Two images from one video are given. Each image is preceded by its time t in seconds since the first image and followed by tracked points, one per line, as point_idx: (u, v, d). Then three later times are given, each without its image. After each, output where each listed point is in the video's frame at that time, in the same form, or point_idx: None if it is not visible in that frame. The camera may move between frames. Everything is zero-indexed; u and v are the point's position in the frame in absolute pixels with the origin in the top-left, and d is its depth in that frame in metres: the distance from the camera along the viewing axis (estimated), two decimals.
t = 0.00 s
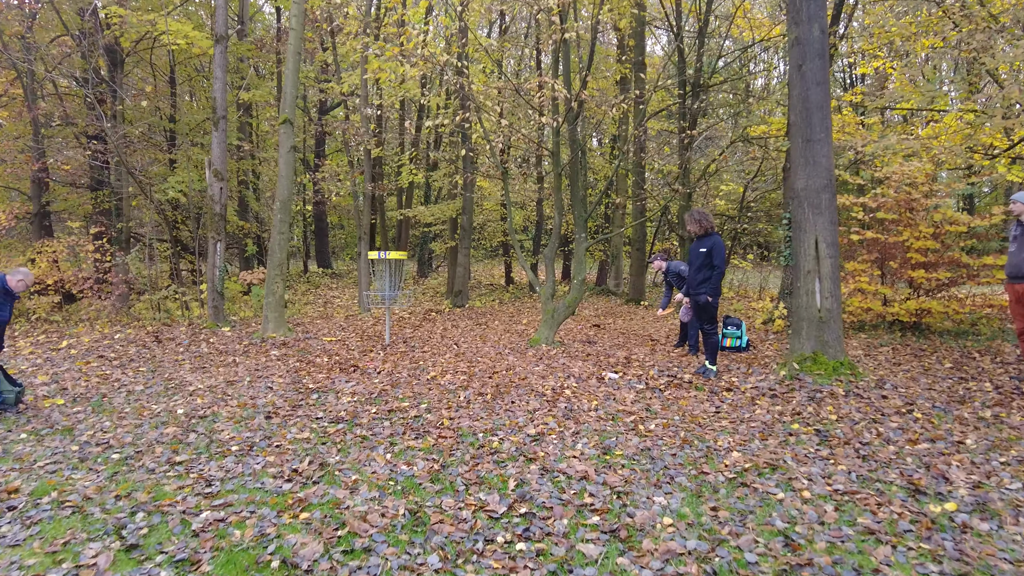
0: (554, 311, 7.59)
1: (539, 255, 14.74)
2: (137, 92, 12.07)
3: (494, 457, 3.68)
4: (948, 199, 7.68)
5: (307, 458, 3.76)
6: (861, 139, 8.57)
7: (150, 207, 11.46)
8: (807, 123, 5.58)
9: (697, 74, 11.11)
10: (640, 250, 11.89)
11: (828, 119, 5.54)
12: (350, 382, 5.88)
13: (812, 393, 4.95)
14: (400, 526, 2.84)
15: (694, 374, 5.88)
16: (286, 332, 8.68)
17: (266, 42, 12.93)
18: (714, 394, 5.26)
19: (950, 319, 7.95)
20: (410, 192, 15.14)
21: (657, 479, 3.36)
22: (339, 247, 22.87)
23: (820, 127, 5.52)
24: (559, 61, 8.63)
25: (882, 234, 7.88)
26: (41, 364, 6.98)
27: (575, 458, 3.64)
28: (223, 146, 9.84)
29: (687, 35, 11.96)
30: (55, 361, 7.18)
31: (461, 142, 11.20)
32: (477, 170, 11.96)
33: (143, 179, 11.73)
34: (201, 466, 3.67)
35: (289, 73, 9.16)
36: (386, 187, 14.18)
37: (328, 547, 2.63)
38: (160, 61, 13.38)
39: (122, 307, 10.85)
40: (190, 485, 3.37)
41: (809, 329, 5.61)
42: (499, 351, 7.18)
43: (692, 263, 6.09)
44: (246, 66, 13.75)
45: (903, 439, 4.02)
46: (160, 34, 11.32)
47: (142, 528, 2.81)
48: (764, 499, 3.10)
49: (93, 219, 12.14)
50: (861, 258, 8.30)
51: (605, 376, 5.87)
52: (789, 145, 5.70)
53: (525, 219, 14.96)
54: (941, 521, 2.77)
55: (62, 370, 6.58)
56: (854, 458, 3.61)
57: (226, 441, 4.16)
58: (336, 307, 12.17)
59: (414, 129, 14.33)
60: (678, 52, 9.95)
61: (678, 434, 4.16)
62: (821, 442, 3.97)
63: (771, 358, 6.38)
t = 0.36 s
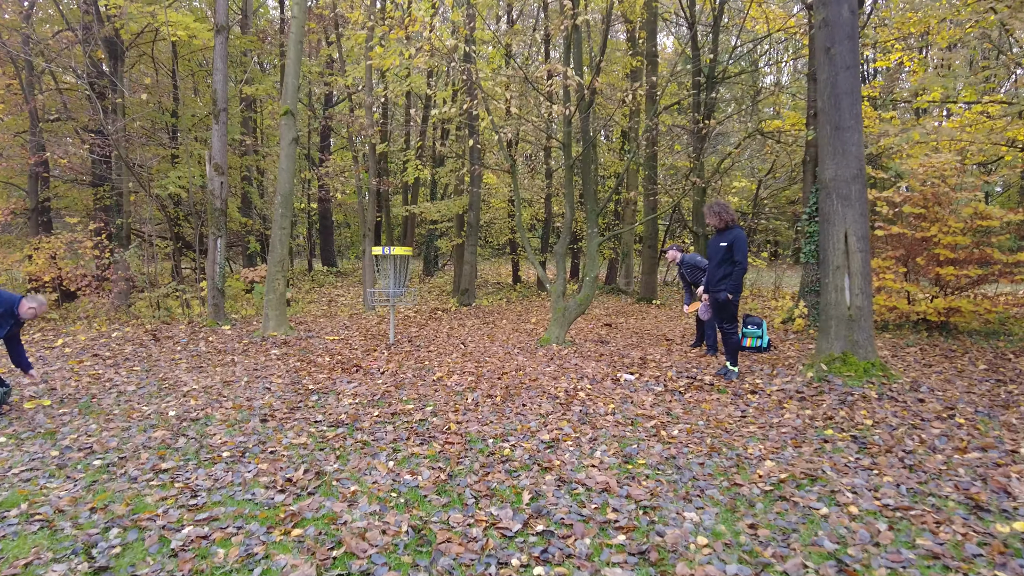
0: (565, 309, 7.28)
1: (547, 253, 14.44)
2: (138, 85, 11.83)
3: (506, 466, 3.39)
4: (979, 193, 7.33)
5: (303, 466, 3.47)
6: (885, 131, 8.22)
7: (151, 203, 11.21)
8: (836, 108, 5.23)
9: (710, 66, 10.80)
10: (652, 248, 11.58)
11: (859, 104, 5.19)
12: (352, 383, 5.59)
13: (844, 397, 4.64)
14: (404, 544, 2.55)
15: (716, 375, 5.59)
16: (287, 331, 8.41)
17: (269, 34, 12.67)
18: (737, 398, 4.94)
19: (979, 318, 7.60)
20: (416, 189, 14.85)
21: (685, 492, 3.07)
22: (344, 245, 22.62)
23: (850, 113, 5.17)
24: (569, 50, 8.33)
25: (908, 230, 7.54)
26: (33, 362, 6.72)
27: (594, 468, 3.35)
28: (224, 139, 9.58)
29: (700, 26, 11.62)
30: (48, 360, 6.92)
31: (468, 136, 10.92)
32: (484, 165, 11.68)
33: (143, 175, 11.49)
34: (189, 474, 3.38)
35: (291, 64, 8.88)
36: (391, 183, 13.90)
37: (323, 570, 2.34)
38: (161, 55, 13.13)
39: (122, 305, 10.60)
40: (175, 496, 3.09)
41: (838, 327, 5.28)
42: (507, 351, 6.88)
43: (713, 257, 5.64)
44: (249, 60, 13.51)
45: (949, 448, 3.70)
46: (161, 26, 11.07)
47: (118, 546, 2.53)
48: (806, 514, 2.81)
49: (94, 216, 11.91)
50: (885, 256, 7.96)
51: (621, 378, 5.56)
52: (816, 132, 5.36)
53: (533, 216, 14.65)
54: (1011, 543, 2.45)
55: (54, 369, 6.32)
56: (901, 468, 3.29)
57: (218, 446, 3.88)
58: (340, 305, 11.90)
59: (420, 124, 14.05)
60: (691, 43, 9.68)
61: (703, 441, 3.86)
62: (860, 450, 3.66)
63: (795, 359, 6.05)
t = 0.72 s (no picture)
0: (577, 315, 7.00)
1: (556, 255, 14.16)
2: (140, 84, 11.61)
3: (519, 495, 3.11)
4: (1012, 194, 7.00)
5: (299, 493, 3.22)
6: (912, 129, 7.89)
7: (153, 204, 11.00)
8: (867, 106, 4.93)
9: (725, 63, 10.51)
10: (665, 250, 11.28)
11: (892, 101, 4.89)
12: (355, 394, 5.34)
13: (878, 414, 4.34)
14: None
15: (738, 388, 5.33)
16: (290, 336, 8.17)
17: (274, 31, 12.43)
18: (763, 415, 4.65)
19: (1011, 326, 7.25)
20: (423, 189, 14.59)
21: (717, 527, 2.80)
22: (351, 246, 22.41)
23: (883, 111, 4.88)
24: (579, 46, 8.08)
25: (936, 233, 7.21)
26: (26, 369, 6.50)
27: (614, 498, 3.07)
28: (226, 138, 9.35)
29: (715, 22, 11.28)
30: (42, 366, 6.70)
31: (475, 136, 10.67)
32: (493, 165, 11.43)
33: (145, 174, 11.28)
34: (176, 500, 3.14)
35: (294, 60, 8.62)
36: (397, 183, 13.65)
37: None
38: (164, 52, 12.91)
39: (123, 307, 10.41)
40: (159, 527, 2.83)
41: (868, 339, 4.97)
42: (517, 359, 6.61)
43: (733, 262, 5.28)
44: (254, 58, 13.31)
45: (1001, 474, 3.39)
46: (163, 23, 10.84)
47: None
48: (855, 556, 2.53)
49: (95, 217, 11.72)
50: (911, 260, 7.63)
51: (638, 390, 5.28)
52: (846, 131, 5.07)
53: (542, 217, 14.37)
54: None
55: (47, 377, 6.09)
56: (953, 497, 2.99)
57: (210, 467, 3.63)
58: (345, 308, 11.65)
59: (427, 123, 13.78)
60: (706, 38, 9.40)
61: (731, 466, 3.57)
62: (904, 476, 3.36)
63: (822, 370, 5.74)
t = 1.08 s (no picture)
0: (587, 318, 6.73)
1: (563, 256, 13.90)
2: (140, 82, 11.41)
3: (530, 518, 2.86)
4: None
5: (292, 513, 2.98)
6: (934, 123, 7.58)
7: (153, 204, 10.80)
8: (896, 97, 4.63)
9: (737, 59, 10.25)
10: (675, 251, 11.00)
11: (923, 92, 4.59)
12: (356, 402, 5.09)
13: (912, 426, 4.07)
14: None
15: (758, 395, 5.09)
16: (290, 340, 7.93)
17: (276, 28, 12.20)
18: (786, 425, 4.38)
19: None
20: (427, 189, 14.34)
21: (749, 553, 2.55)
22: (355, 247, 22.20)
23: (913, 102, 4.58)
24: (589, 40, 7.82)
25: (962, 232, 6.90)
26: (17, 374, 6.29)
27: (635, 523, 2.81)
28: (226, 136, 9.13)
29: (727, 16, 11.00)
30: (34, 371, 6.48)
31: (481, 134, 10.43)
32: (499, 164, 11.19)
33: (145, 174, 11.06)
34: (160, 521, 2.90)
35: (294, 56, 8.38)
36: (402, 183, 13.41)
37: None
38: (165, 50, 12.70)
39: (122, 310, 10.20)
40: (139, 551, 2.60)
41: (897, 343, 4.66)
42: (525, 364, 6.35)
43: (754, 262, 5.03)
44: (256, 56, 13.11)
45: None
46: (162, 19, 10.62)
47: None
48: None
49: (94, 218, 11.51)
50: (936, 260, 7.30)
51: (653, 398, 5.02)
52: (873, 124, 4.78)
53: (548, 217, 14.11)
54: None
55: (36, 382, 5.85)
56: (1009, 519, 2.72)
57: (198, 482, 3.40)
58: (348, 310, 11.42)
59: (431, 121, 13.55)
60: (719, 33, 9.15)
61: (759, 484, 3.30)
62: (950, 493, 3.08)
63: (845, 377, 5.46)
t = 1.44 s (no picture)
0: (597, 322, 6.44)
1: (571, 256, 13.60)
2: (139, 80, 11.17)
3: (538, 554, 2.58)
4: None
5: (277, 546, 2.71)
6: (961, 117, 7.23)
7: (151, 204, 10.57)
8: (930, 88, 4.31)
9: (750, 52, 9.93)
10: (686, 251, 10.69)
11: (960, 81, 4.26)
12: (354, 414, 4.81)
13: (951, 443, 3.76)
14: None
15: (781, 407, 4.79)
16: (289, 345, 7.67)
17: (278, 24, 11.95)
18: (813, 441, 4.08)
19: None
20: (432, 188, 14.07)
21: None
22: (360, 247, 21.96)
23: (948, 93, 4.25)
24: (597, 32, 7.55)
25: (993, 231, 6.56)
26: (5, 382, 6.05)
27: (654, 559, 2.54)
28: (224, 134, 8.89)
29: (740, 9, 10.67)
30: (23, 378, 6.25)
31: (487, 131, 10.15)
32: (504, 162, 10.90)
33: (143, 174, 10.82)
34: (132, 554, 2.64)
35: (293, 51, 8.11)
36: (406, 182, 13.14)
37: None
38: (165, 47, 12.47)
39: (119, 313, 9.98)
40: None
41: (931, 352, 4.32)
42: (532, 371, 6.07)
43: (778, 263, 4.73)
44: (257, 53, 12.87)
45: None
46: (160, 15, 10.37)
47: None
48: None
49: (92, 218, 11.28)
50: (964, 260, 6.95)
51: (668, 410, 4.73)
52: (904, 117, 4.45)
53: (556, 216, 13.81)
54: None
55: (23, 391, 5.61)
56: None
57: (179, 507, 3.14)
58: (351, 313, 11.17)
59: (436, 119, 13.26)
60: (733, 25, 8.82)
61: (790, 511, 3.01)
62: (1005, 523, 2.77)
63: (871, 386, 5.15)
